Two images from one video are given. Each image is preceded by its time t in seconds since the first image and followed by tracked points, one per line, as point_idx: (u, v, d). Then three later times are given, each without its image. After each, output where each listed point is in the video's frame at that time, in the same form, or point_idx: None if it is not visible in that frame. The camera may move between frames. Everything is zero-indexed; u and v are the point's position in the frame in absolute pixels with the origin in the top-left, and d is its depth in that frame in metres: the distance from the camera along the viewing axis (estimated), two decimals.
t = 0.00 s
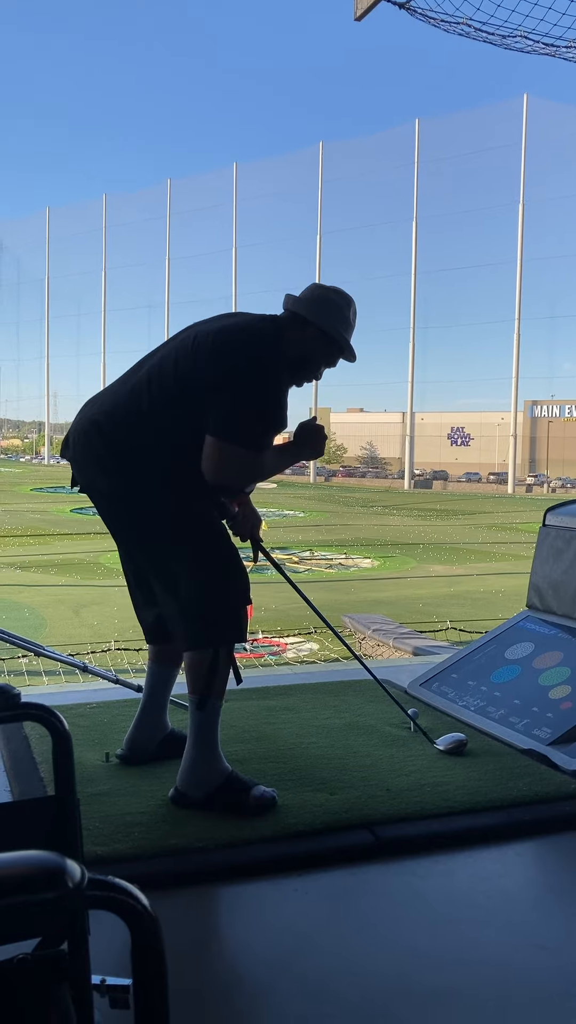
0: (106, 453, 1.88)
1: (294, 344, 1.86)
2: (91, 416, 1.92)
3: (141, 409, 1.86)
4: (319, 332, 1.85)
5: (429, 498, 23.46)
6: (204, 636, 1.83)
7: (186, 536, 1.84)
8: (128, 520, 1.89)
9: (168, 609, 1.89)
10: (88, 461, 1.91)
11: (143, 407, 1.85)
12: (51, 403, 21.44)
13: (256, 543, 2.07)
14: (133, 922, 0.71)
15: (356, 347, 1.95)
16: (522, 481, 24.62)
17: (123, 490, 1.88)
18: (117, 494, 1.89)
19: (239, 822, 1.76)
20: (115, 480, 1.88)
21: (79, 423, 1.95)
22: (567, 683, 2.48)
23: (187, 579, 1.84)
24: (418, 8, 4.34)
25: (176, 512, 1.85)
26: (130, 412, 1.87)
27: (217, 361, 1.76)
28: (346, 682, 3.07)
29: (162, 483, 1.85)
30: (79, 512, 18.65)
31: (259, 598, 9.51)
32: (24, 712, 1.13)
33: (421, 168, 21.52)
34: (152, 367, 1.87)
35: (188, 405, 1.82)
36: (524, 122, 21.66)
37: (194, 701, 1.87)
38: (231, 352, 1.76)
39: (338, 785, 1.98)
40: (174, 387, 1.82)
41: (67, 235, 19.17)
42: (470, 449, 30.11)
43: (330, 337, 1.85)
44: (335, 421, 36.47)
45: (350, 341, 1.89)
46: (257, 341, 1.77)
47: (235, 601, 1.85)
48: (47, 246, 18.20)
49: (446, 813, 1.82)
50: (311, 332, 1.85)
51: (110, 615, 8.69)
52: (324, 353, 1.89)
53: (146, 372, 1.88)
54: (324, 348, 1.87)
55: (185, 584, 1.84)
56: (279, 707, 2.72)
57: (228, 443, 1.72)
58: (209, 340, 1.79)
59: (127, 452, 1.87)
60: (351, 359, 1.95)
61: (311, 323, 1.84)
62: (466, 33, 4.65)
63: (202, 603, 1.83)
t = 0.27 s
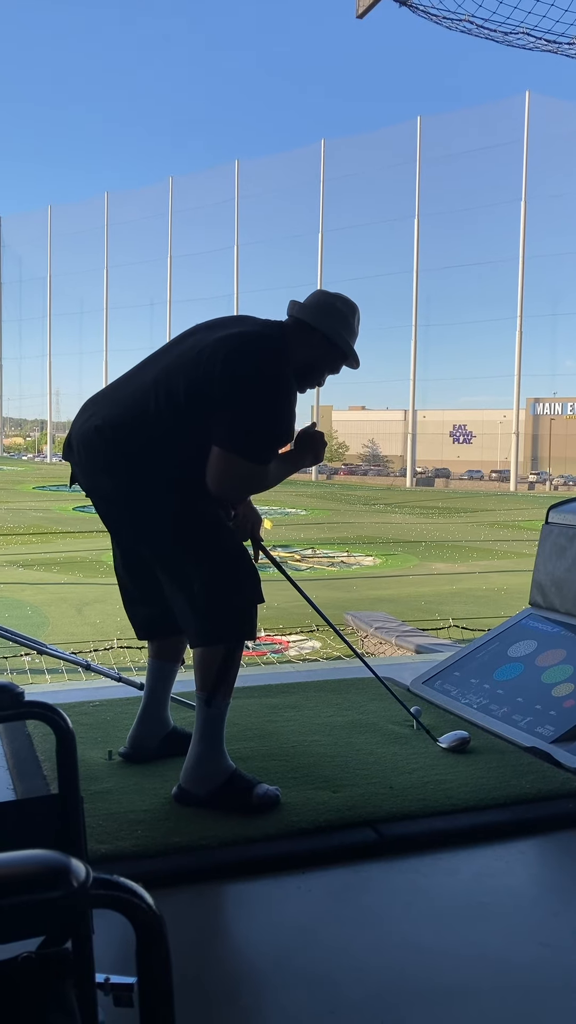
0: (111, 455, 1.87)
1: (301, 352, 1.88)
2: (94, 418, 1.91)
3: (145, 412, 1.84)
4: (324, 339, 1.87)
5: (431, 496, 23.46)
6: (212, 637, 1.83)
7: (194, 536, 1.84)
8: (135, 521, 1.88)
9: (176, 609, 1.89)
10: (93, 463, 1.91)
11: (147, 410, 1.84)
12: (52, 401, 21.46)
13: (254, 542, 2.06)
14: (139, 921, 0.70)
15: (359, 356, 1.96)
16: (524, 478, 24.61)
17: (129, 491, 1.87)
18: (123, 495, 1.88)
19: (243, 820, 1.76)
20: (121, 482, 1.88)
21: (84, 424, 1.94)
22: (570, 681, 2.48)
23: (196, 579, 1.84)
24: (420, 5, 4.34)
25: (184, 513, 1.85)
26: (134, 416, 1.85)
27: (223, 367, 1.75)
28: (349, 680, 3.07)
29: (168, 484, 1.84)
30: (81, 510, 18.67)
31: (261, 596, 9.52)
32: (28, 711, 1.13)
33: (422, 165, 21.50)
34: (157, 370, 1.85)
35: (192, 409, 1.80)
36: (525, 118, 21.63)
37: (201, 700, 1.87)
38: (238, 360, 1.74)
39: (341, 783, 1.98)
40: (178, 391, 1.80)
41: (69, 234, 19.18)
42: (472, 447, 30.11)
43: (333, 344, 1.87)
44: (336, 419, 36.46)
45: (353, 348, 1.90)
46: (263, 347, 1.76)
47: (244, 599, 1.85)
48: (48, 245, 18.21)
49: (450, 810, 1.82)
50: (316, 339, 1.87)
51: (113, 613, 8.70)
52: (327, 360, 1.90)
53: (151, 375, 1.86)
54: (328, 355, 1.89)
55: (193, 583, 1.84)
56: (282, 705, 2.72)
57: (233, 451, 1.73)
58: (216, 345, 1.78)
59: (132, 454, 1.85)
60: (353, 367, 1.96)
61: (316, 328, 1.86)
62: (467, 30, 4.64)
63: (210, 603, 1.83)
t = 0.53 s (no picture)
0: (107, 452, 1.87)
1: (301, 357, 1.88)
2: (93, 414, 1.90)
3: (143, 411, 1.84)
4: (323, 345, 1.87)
5: (433, 494, 23.45)
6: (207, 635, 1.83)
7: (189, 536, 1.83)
8: (130, 517, 1.88)
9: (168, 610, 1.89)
10: (89, 460, 1.90)
11: (144, 409, 1.84)
12: (55, 400, 21.46)
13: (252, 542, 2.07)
14: (137, 918, 0.70)
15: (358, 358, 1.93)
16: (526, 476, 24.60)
17: (125, 490, 1.87)
18: (118, 493, 1.88)
19: (244, 818, 1.76)
20: (116, 480, 1.88)
21: (80, 422, 1.94)
22: (572, 678, 2.48)
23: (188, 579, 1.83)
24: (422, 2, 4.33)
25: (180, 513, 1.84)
26: (132, 414, 1.85)
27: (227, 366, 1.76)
28: (350, 678, 3.06)
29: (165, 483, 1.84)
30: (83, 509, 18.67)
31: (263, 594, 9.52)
32: (29, 708, 1.13)
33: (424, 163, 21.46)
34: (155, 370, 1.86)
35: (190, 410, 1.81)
36: (527, 115, 21.59)
37: (202, 698, 1.87)
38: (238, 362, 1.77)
39: (342, 781, 1.98)
40: (175, 389, 1.81)
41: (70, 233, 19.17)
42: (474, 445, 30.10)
43: (334, 351, 1.88)
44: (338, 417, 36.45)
45: (352, 351, 1.89)
46: (263, 350, 1.77)
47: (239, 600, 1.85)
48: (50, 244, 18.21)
49: (452, 808, 1.82)
50: (316, 343, 1.87)
51: (115, 611, 8.70)
52: (327, 363, 1.90)
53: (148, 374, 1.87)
54: (327, 360, 1.89)
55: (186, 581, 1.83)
56: (285, 703, 2.72)
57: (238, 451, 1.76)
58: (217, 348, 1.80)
59: (129, 453, 1.85)
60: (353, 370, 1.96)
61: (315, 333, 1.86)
62: (468, 27, 4.63)
63: (203, 603, 1.83)
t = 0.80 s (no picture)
0: (108, 452, 1.84)
1: (298, 346, 1.88)
2: (92, 412, 1.87)
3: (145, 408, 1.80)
4: (318, 334, 1.87)
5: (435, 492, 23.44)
6: (220, 627, 1.82)
7: (194, 536, 1.82)
8: (135, 515, 1.87)
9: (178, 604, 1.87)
10: (90, 460, 1.87)
11: (145, 406, 1.80)
12: (57, 399, 21.46)
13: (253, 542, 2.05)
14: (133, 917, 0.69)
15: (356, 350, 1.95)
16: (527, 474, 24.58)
17: (127, 488, 1.85)
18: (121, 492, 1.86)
19: (245, 817, 1.76)
20: (119, 480, 1.85)
21: (78, 421, 1.91)
22: (573, 676, 2.47)
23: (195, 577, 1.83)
24: None
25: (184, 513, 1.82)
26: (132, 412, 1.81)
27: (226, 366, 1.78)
28: (352, 676, 3.06)
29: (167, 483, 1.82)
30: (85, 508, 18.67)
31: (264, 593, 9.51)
32: (27, 706, 1.12)
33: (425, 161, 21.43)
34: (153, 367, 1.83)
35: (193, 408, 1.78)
36: (528, 113, 21.55)
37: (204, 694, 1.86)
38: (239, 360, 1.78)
39: (343, 779, 1.97)
40: (176, 387, 1.78)
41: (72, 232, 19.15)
42: (475, 443, 30.09)
43: (330, 339, 1.88)
44: (340, 415, 36.44)
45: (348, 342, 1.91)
46: (263, 347, 1.80)
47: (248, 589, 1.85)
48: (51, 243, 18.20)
49: (454, 806, 1.81)
50: (310, 335, 1.87)
51: (117, 610, 8.69)
52: (324, 352, 1.91)
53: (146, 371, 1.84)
54: (323, 348, 1.89)
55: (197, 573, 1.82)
56: (286, 702, 2.71)
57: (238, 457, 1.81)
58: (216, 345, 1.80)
59: (130, 452, 1.82)
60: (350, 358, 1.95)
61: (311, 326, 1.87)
62: (469, 24, 4.62)
63: (215, 595, 1.82)
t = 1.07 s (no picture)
0: (120, 420, 1.85)
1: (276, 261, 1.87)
2: (105, 383, 1.89)
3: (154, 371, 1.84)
4: (294, 244, 1.86)
5: (436, 491, 23.45)
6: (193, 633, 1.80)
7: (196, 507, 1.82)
8: (137, 494, 1.83)
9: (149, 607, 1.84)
10: (102, 429, 1.88)
11: (154, 370, 1.83)
12: (58, 399, 21.48)
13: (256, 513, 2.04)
14: (132, 918, 0.69)
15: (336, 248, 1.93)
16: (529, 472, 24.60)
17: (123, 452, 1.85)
18: (128, 465, 1.84)
19: (245, 816, 1.75)
20: (129, 448, 1.85)
21: (92, 394, 1.92)
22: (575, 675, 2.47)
23: (197, 553, 1.82)
24: None
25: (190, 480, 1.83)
26: (143, 376, 1.84)
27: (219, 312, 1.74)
28: (353, 675, 3.06)
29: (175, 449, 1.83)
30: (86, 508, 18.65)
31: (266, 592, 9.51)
32: (26, 706, 1.12)
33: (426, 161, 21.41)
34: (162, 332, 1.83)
35: (198, 369, 1.83)
36: (529, 111, 21.54)
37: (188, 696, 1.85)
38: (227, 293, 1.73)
39: (344, 778, 1.97)
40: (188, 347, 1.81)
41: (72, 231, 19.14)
42: (477, 441, 30.12)
43: (306, 244, 1.86)
44: (341, 414, 36.48)
45: (328, 243, 1.90)
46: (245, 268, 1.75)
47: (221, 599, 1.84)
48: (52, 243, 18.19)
49: (455, 805, 1.81)
50: (286, 246, 1.87)
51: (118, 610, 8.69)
52: (306, 261, 1.89)
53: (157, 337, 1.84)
54: (300, 254, 1.87)
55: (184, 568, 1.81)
56: (287, 701, 2.71)
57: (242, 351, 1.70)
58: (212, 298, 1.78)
59: (137, 417, 1.84)
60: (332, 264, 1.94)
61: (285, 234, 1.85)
62: (469, 23, 4.62)
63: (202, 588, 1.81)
